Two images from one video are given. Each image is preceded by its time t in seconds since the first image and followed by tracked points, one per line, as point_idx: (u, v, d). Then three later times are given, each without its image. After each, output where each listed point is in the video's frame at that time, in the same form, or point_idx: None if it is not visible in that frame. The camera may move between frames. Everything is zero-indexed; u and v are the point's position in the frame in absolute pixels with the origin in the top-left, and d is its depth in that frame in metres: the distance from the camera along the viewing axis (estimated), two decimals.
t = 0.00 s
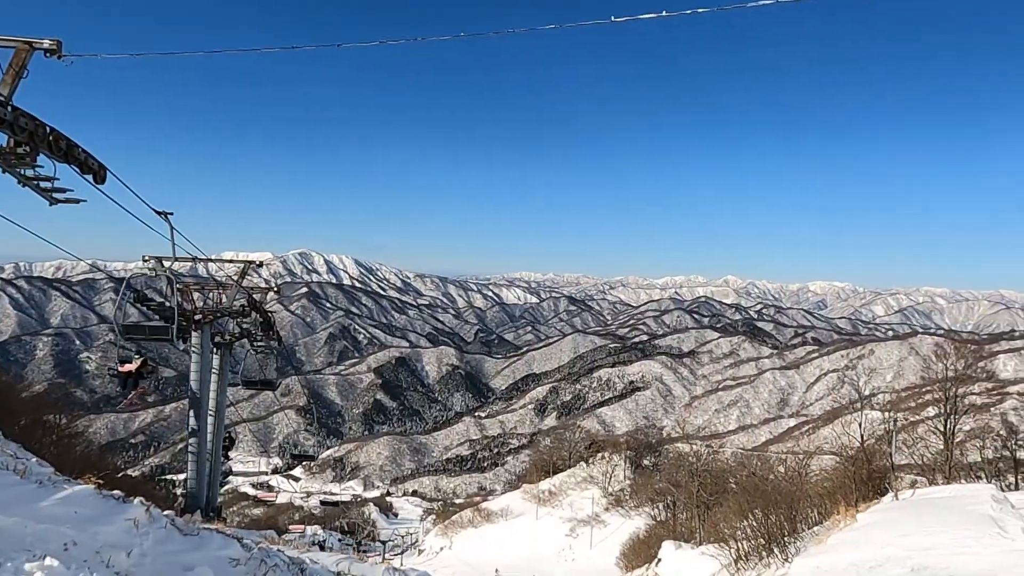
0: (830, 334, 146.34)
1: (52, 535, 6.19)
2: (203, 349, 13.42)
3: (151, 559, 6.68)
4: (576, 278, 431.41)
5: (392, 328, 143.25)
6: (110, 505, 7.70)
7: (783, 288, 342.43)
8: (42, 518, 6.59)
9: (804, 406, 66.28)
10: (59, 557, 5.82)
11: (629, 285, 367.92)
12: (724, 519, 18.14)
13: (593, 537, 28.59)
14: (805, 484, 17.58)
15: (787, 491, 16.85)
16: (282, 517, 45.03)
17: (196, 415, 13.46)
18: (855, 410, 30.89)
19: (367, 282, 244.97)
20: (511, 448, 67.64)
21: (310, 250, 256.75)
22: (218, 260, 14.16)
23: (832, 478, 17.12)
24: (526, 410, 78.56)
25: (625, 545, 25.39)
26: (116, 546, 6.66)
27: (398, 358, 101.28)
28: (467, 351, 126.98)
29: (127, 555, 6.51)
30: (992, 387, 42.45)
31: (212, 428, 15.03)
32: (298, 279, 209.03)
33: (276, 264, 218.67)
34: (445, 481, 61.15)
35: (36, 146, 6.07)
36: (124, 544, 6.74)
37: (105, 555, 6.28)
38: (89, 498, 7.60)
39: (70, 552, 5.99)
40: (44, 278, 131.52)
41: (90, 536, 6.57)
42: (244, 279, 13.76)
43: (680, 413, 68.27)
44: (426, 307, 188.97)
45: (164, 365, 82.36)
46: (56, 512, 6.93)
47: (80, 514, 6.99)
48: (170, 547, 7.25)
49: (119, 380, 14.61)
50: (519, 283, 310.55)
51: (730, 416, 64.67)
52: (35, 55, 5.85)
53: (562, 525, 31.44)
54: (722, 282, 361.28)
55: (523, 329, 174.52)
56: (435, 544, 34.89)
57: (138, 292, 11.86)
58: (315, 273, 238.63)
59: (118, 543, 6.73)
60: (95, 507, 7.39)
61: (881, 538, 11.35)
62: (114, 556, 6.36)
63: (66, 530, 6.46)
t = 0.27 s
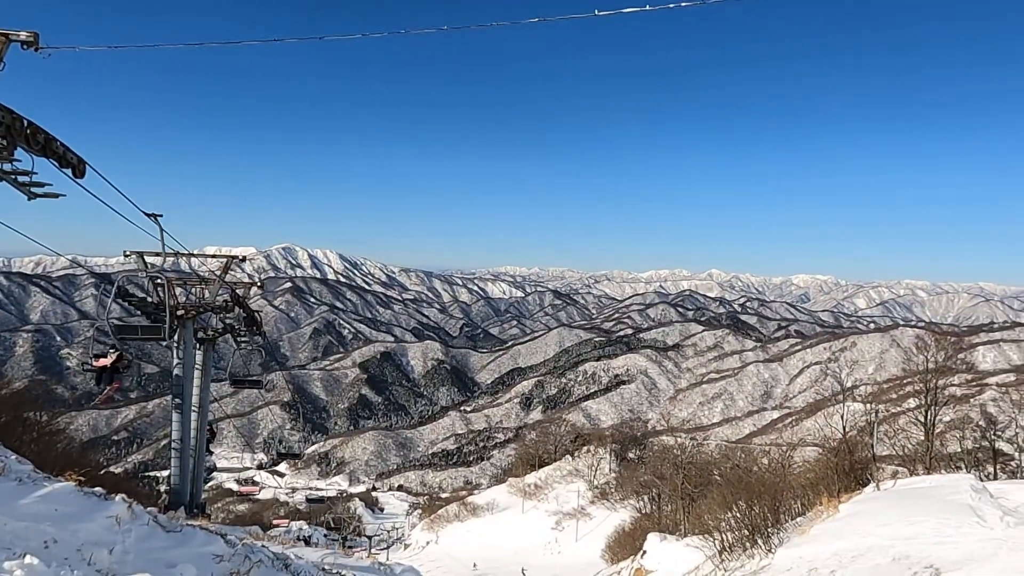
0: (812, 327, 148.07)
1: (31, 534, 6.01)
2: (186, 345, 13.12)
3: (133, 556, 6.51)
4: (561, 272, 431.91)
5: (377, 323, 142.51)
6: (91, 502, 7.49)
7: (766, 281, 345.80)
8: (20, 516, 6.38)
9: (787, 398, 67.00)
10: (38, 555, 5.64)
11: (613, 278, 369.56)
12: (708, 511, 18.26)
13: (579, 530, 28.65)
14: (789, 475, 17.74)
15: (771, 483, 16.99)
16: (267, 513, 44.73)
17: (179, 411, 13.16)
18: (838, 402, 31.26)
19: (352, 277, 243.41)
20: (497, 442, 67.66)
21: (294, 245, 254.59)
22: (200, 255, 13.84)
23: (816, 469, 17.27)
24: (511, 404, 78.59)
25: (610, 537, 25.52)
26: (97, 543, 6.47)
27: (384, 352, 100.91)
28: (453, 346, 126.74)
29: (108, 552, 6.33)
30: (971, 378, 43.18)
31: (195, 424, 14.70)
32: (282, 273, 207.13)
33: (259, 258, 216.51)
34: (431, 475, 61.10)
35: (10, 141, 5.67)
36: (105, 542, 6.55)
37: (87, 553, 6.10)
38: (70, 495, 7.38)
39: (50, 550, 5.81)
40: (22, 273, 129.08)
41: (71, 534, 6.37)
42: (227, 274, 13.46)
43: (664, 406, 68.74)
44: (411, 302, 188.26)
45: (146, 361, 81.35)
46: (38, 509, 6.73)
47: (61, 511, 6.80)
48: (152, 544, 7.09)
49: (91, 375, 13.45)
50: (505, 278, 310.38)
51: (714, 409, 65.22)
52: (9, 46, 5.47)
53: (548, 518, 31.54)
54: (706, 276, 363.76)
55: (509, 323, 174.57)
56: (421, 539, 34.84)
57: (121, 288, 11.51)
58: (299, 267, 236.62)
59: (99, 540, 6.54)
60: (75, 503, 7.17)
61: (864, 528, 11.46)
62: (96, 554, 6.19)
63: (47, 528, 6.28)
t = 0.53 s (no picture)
0: (802, 324, 148.95)
1: (18, 533, 5.90)
2: (176, 343, 13.03)
3: (121, 555, 6.41)
4: (552, 270, 431.94)
5: (368, 320, 142.01)
6: (78, 500, 7.37)
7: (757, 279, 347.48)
8: (6, 515, 6.27)
9: (777, 395, 67.41)
10: (25, 553, 5.55)
11: (605, 276, 370.24)
12: (699, 507, 18.33)
13: (570, 527, 28.68)
14: (778, 471, 17.84)
15: (761, 479, 17.07)
16: (258, 511, 44.50)
17: (168, 409, 13.05)
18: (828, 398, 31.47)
19: (343, 274, 242.44)
20: (488, 440, 67.63)
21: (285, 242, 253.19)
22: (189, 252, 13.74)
23: (805, 465, 17.39)
24: (503, 402, 78.57)
25: (601, 534, 25.60)
26: (86, 542, 6.38)
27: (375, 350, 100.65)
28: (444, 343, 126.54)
29: (97, 551, 6.23)
30: (959, 375, 43.60)
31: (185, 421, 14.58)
32: (272, 271, 205.89)
33: (249, 255, 215.08)
34: (422, 473, 61.04)
35: None
36: (94, 540, 6.45)
37: (75, 551, 6.01)
38: (57, 494, 7.25)
39: (37, 548, 5.72)
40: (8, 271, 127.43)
41: (58, 533, 6.28)
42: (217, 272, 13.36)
43: (655, 403, 68.97)
44: (403, 299, 187.71)
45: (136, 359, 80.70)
46: (24, 508, 6.61)
47: (48, 510, 6.69)
48: (141, 543, 7.00)
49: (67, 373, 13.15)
50: (496, 275, 310.01)
51: (705, 406, 65.52)
52: None
53: (539, 515, 31.56)
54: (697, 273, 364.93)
55: (500, 320, 174.58)
56: (412, 536, 34.77)
57: (111, 286, 11.40)
58: (289, 265, 235.31)
59: (87, 539, 6.43)
60: (62, 502, 7.06)
61: (853, 524, 11.53)
62: (84, 552, 6.10)
63: (34, 527, 6.18)
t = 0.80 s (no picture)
0: (791, 318, 150.08)
1: (4, 529, 5.78)
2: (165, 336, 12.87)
3: (109, 551, 6.29)
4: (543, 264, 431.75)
5: (358, 315, 141.41)
6: (63, 494, 7.22)
7: (746, 273, 349.39)
8: None
9: (765, 388, 67.94)
10: (10, 550, 5.43)
11: (594, 270, 370.98)
12: (688, 501, 18.40)
13: (560, 520, 28.74)
14: (766, 465, 17.94)
15: (749, 472, 17.14)
16: (247, 506, 44.31)
17: (156, 405, 12.86)
18: (816, 391, 31.70)
19: (332, 268, 241.13)
20: (479, 433, 67.66)
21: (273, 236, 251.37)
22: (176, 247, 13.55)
23: (793, 458, 17.50)
24: (492, 396, 78.59)
25: (591, 527, 25.72)
26: (73, 537, 6.25)
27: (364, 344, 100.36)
28: (434, 337, 126.28)
29: (83, 546, 6.11)
30: (944, 368, 44.11)
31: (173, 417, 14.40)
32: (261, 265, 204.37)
33: (238, 249, 213.48)
34: (412, 467, 61.02)
35: None
36: (80, 536, 6.32)
37: (61, 547, 5.89)
38: (41, 489, 7.09)
39: (23, 544, 5.60)
40: None
41: (44, 528, 6.15)
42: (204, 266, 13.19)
43: (645, 397, 69.30)
44: (392, 294, 187.07)
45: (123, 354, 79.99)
46: (9, 504, 6.47)
47: (33, 505, 6.55)
48: (129, 538, 6.88)
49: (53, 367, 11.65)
50: (486, 269, 309.58)
51: (694, 399, 65.92)
52: None
53: (529, 509, 31.65)
54: (686, 267, 366.59)
55: (490, 315, 174.48)
56: (402, 530, 34.75)
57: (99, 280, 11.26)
58: (278, 259, 233.62)
59: (75, 535, 6.30)
60: (48, 498, 6.92)
61: (839, 516, 11.62)
62: (71, 548, 5.98)
63: (20, 523, 6.04)
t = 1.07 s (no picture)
0: (776, 314, 151.35)
1: None
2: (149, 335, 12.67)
3: (92, 551, 6.13)
4: (529, 261, 431.98)
5: (344, 313, 140.56)
6: (44, 494, 7.01)
7: (731, 270, 351.92)
8: None
9: (751, 385, 68.48)
10: None
11: (582, 267, 371.79)
12: (675, 497, 18.47)
13: (547, 517, 28.74)
14: (752, 460, 18.05)
15: (736, 468, 17.22)
16: (233, 505, 43.92)
17: (141, 403, 12.65)
18: (800, 387, 31.98)
19: (318, 266, 239.57)
20: (466, 431, 67.55)
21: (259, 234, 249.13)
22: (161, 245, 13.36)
23: (779, 454, 17.62)
24: (480, 393, 78.47)
25: (578, 524, 25.76)
26: (55, 537, 6.09)
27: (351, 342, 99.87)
28: (421, 335, 125.91)
29: (66, 547, 5.96)
30: (927, 364, 44.68)
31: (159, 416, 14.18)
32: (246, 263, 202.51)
33: (222, 247, 211.50)
34: (399, 465, 60.80)
35: None
36: (62, 536, 6.16)
37: (43, 547, 5.74)
38: (21, 488, 6.88)
39: (3, 545, 5.46)
40: None
41: (24, 528, 5.98)
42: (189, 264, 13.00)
43: (632, 394, 69.59)
44: (379, 291, 186.19)
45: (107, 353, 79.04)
46: None
47: (12, 505, 6.38)
48: (113, 538, 6.72)
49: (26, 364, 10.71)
50: (473, 267, 309.10)
51: (680, 396, 66.30)
52: None
53: (516, 506, 31.64)
54: (672, 264, 368.66)
55: (477, 312, 174.23)
56: (389, 529, 34.61)
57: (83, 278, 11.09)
58: (264, 257, 231.52)
59: (57, 535, 6.14)
60: (29, 497, 6.72)
61: (825, 511, 11.67)
62: (53, 548, 5.83)
63: None
